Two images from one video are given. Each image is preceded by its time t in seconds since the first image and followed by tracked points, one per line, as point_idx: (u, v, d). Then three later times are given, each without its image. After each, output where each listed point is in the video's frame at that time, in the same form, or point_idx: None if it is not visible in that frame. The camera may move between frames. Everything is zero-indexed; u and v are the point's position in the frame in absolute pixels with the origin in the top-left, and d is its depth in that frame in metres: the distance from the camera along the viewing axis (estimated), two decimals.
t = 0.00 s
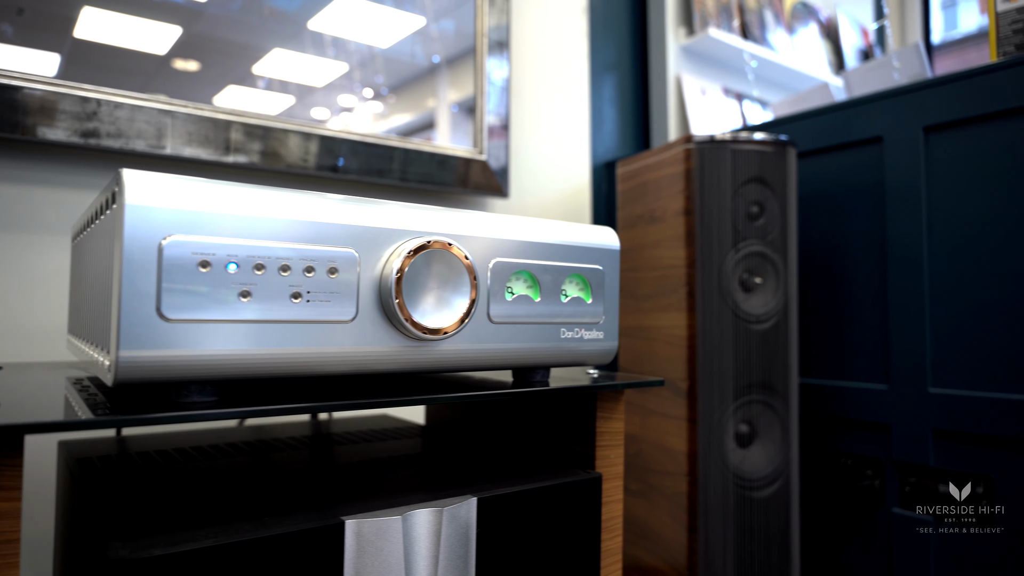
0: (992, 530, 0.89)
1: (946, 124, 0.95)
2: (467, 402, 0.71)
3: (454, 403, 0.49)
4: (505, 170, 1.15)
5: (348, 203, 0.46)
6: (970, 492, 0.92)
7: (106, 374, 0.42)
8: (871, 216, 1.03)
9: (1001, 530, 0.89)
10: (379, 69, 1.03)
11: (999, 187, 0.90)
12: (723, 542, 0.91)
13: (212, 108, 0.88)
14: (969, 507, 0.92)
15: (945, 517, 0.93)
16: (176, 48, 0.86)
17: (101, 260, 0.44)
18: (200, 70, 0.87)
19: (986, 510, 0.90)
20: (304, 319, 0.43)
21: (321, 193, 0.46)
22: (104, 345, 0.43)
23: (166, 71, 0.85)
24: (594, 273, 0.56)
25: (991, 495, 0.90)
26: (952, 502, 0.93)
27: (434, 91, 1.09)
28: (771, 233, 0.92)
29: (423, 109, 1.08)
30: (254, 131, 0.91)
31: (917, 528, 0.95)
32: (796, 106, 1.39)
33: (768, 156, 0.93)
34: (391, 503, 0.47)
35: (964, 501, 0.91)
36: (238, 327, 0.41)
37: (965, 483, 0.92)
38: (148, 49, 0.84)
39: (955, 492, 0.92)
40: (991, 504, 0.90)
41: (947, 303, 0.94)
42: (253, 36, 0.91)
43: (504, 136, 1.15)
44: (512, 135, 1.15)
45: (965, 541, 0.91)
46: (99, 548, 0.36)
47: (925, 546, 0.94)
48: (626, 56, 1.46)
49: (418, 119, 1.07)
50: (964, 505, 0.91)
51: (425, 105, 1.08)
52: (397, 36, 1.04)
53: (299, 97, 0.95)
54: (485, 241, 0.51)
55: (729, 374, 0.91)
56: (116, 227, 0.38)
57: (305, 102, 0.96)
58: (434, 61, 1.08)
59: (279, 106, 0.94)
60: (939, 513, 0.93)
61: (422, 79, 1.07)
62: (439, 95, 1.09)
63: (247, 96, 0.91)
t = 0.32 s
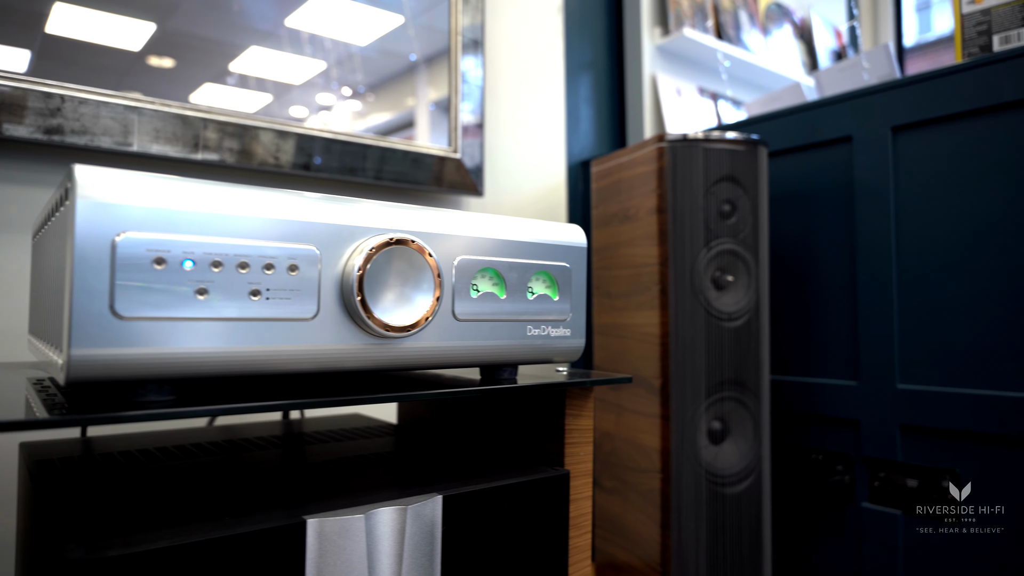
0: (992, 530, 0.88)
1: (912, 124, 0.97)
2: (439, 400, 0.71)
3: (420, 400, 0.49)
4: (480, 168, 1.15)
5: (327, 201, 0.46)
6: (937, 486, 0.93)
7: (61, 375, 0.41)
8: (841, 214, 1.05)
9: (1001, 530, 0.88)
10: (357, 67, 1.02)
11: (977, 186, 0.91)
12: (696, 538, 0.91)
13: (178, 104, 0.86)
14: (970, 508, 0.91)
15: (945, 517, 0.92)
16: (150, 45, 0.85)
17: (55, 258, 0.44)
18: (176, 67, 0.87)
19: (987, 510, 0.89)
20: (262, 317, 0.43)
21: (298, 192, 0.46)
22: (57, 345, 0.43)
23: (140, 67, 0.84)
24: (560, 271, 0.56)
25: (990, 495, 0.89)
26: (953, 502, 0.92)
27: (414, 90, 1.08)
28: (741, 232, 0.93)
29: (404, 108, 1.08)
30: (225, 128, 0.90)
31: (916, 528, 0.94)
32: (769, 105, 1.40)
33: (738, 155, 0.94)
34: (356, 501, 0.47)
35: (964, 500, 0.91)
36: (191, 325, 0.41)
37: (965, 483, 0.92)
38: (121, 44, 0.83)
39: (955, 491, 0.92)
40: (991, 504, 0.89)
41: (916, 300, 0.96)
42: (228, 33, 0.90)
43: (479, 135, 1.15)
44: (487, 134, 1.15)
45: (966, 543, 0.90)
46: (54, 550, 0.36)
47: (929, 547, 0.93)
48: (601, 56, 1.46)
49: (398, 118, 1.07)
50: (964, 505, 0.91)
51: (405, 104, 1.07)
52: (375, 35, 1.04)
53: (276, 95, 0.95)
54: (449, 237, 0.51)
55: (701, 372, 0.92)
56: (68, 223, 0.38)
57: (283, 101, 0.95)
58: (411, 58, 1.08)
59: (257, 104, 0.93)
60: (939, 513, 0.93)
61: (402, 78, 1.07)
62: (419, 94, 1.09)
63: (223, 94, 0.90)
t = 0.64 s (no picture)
0: (992, 529, 0.87)
1: (877, 123, 0.98)
2: (409, 398, 0.71)
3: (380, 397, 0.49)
4: (452, 166, 1.14)
5: (302, 200, 0.47)
6: (902, 479, 0.95)
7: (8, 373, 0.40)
8: (808, 212, 1.06)
9: (1001, 529, 0.87)
10: (333, 63, 1.02)
11: (982, 182, 0.89)
12: (666, 533, 0.92)
13: (142, 99, 0.85)
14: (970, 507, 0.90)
15: (946, 518, 0.91)
16: (121, 40, 0.83)
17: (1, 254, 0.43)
18: (148, 63, 0.85)
19: (987, 510, 0.88)
20: (215, 313, 0.43)
21: (273, 189, 0.47)
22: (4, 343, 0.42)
23: (111, 63, 0.83)
24: (525, 268, 0.57)
25: (991, 495, 0.88)
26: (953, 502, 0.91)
27: (391, 88, 1.08)
28: (710, 230, 0.94)
29: (382, 106, 1.07)
30: (191, 124, 0.88)
31: (917, 528, 0.93)
32: (740, 104, 1.42)
33: (708, 154, 0.95)
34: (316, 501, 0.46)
35: (964, 500, 0.90)
36: (141, 321, 0.40)
37: (965, 483, 0.90)
38: (92, 39, 0.81)
39: (955, 491, 0.91)
40: (991, 504, 0.88)
41: (882, 296, 0.97)
42: (202, 29, 0.89)
43: (452, 133, 1.14)
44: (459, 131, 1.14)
45: (972, 543, 0.89)
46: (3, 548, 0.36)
47: (932, 546, 0.92)
48: (575, 54, 1.46)
49: (376, 116, 1.07)
50: (964, 505, 0.90)
51: (382, 102, 1.07)
52: (351, 31, 1.03)
53: (252, 92, 0.94)
54: (410, 234, 0.51)
55: (671, 369, 0.93)
56: (13, 217, 0.37)
57: (258, 98, 0.94)
58: (386, 56, 1.07)
59: (231, 101, 0.92)
60: (939, 513, 0.92)
61: (377, 76, 1.06)
62: (397, 92, 1.09)
63: (197, 91, 0.89)
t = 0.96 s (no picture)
0: (992, 530, 0.86)
1: (849, 124, 0.99)
2: (380, 397, 0.70)
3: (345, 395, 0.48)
4: (429, 164, 1.13)
5: (277, 198, 0.47)
6: (871, 475, 0.96)
7: None
8: (781, 212, 1.07)
9: (1001, 530, 0.86)
10: (311, 60, 1.01)
11: (981, 176, 0.88)
12: (640, 531, 0.92)
13: (109, 93, 0.83)
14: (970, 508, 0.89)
15: (946, 518, 0.90)
16: (96, 35, 0.83)
17: None
18: (124, 58, 0.84)
19: (987, 510, 0.87)
20: (174, 311, 0.43)
21: (251, 188, 0.48)
22: None
23: (85, 58, 0.82)
24: (494, 266, 0.57)
25: (990, 495, 0.87)
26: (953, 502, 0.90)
27: (372, 85, 1.08)
28: (683, 229, 0.95)
29: (361, 104, 1.07)
30: (155, 119, 0.86)
31: (916, 528, 0.92)
32: (716, 104, 1.43)
33: (682, 153, 0.96)
34: (280, 499, 0.46)
35: (964, 501, 0.89)
36: (96, 318, 0.40)
37: (965, 483, 0.89)
38: (66, 34, 0.81)
39: (955, 491, 0.90)
40: (991, 504, 0.87)
41: (854, 295, 0.98)
42: (178, 24, 0.88)
43: (428, 131, 1.13)
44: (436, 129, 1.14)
45: (972, 544, 0.88)
46: None
47: (932, 547, 0.91)
48: (553, 52, 1.46)
49: (355, 113, 1.06)
50: (964, 505, 0.88)
51: (362, 99, 1.07)
52: (331, 28, 1.03)
53: (229, 89, 0.93)
54: (377, 231, 0.50)
55: (646, 367, 0.93)
56: None
57: (236, 95, 0.94)
58: (364, 54, 1.07)
59: (209, 97, 0.91)
60: (939, 513, 0.90)
61: (356, 73, 1.06)
62: (376, 90, 1.08)
63: (174, 87, 0.88)
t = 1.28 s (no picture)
0: (993, 530, 0.85)
1: (819, 120, 1.00)
2: (350, 395, 0.70)
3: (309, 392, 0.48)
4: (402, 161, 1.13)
5: (252, 194, 0.47)
6: (842, 467, 0.97)
7: None
8: (753, 208, 1.08)
9: (1001, 529, 0.85)
10: (287, 58, 1.00)
11: (965, 171, 0.88)
12: (615, 527, 0.93)
13: (73, 89, 0.81)
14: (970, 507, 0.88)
15: (946, 518, 0.89)
16: (66, 31, 0.81)
17: None
18: (95, 55, 0.83)
19: (987, 510, 0.86)
20: (128, 307, 0.42)
21: (225, 185, 0.48)
22: None
23: (56, 54, 0.80)
24: (460, 262, 0.57)
25: (991, 495, 0.86)
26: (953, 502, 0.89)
27: (349, 83, 1.07)
28: (656, 225, 0.96)
29: (339, 102, 1.06)
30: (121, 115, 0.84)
31: (917, 529, 0.91)
32: (690, 101, 1.43)
33: (654, 149, 0.96)
34: (242, 497, 0.46)
35: (964, 501, 0.87)
36: (48, 315, 0.39)
37: (966, 483, 0.88)
38: (35, 30, 0.79)
39: (955, 491, 0.89)
40: (991, 504, 0.86)
41: (824, 289, 1.00)
42: (147, 20, 0.87)
43: (401, 128, 1.12)
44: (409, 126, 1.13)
45: (974, 544, 0.86)
46: None
47: (933, 547, 0.89)
48: (528, 49, 1.46)
49: (333, 111, 1.05)
50: (965, 505, 0.87)
51: (339, 97, 1.06)
52: (306, 25, 1.02)
53: (204, 86, 0.92)
54: (341, 226, 0.50)
55: (620, 363, 0.93)
56: None
57: (211, 92, 0.93)
58: (340, 51, 1.06)
59: (183, 95, 0.90)
60: (939, 513, 0.89)
61: (332, 71, 1.05)
62: (354, 88, 1.07)
63: (148, 84, 0.87)
